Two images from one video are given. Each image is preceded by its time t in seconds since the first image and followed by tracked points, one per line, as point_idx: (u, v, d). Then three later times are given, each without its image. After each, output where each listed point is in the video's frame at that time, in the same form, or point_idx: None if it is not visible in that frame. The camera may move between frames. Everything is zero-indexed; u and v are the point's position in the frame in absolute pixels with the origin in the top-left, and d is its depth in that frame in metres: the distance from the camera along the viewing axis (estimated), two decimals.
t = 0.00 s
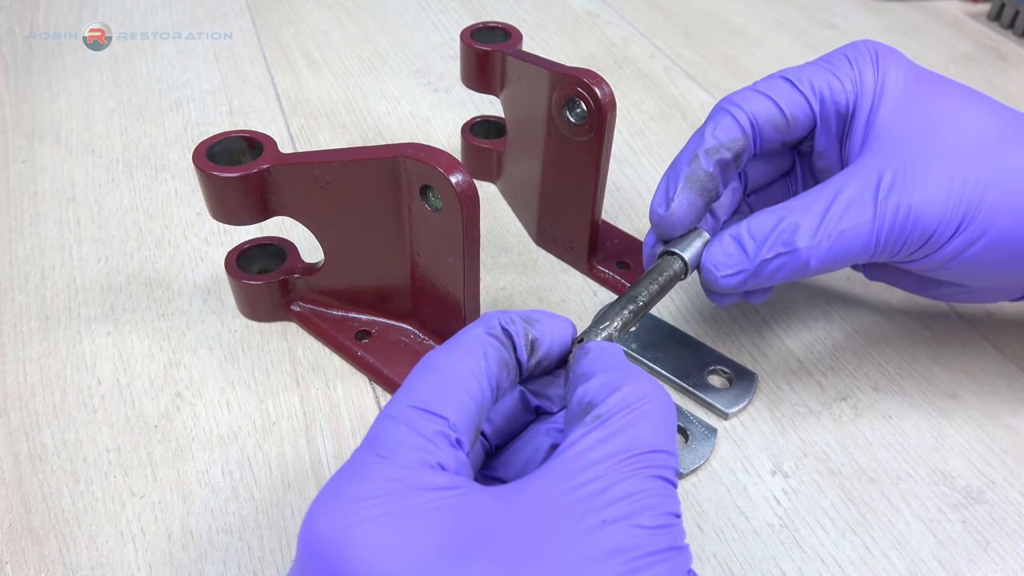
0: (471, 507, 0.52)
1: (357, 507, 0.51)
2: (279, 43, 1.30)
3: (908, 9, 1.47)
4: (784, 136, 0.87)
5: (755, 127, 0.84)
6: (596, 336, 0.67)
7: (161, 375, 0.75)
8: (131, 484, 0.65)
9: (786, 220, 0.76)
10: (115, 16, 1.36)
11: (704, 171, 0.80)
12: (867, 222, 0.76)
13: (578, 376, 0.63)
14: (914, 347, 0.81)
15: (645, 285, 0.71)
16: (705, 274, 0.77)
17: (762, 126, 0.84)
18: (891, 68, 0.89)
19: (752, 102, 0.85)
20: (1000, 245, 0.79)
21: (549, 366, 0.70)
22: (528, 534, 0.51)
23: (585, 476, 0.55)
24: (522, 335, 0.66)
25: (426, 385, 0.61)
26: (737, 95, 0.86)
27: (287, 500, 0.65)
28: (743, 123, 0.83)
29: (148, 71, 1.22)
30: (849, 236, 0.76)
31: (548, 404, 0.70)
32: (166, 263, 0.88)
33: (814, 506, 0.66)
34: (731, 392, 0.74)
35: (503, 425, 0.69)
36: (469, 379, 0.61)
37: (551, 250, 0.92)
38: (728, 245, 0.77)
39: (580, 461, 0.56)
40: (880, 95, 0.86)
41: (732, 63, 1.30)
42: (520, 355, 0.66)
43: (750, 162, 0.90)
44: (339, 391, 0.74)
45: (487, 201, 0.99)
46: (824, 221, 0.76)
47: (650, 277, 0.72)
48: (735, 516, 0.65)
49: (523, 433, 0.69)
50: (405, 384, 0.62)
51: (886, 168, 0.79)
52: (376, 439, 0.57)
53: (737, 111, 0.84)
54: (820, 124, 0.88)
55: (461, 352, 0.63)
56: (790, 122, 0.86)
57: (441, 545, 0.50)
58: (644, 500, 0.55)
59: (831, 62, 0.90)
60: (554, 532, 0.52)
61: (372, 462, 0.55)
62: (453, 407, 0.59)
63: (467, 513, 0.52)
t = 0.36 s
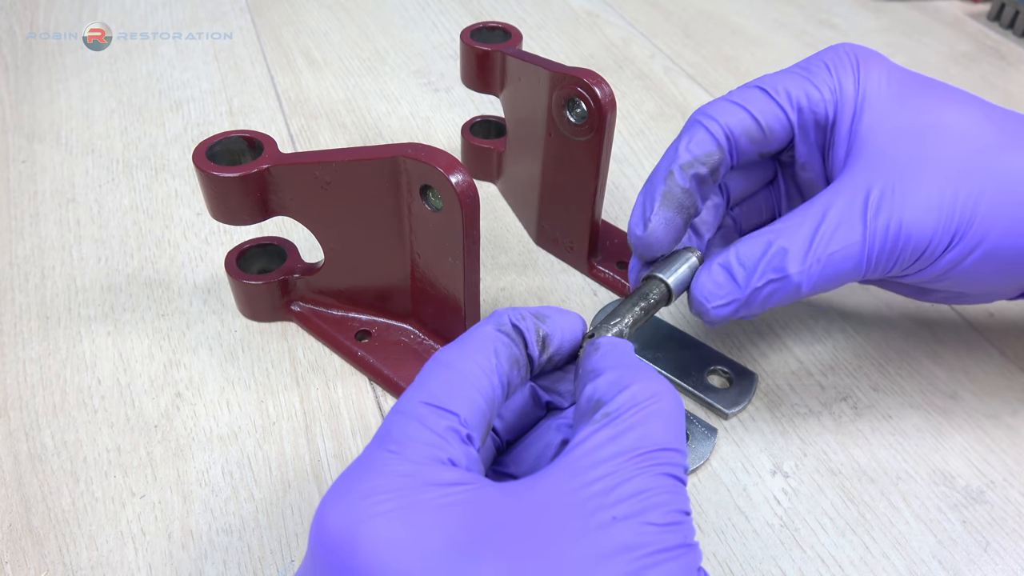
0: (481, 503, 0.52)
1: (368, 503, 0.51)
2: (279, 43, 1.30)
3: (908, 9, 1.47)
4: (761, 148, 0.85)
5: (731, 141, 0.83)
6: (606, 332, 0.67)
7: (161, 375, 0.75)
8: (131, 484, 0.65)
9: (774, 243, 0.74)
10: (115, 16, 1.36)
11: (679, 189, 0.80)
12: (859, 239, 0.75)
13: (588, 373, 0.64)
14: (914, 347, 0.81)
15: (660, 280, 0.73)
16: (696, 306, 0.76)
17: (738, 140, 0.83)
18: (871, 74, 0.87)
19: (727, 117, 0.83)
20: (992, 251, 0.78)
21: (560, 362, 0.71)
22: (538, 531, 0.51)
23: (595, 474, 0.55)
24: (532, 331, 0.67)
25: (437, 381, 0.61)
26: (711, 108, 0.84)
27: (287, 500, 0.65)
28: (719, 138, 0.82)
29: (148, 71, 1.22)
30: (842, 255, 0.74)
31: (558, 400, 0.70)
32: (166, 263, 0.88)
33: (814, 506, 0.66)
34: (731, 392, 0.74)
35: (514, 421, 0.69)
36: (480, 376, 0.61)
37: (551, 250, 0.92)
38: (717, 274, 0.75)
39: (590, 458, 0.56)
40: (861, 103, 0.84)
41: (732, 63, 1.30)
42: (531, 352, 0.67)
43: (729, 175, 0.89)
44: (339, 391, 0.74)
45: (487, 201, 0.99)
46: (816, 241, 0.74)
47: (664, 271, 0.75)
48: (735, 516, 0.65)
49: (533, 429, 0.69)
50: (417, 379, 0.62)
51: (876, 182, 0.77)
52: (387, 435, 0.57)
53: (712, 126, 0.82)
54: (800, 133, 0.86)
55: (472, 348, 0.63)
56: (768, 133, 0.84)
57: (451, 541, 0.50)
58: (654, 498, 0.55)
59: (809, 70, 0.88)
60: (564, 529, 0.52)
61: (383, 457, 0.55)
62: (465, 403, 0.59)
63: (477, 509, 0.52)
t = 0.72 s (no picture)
0: (485, 503, 0.52)
1: (372, 504, 0.51)
2: (279, 43, 1.30)
3: (908, 9, 1.47)
4: (761, 148, 0.84)
5: (728, 137, 0.82)
6: (610, 328, 0.68)
7: (161, 375, 0.75)
8: (131, 484, 0.65)
9: (790, 262, 0.71)
10: (115, 16, 1.36)
11: (675, 185, 0.81)
12: (876, 261, 0.72)
13: (591, 371, 0.64)
14: (914, 347, 0.81)
15: (674, 265, 0.73)
16: (710, 325, 0.74)
17: (735, 137, 0.82)
18: (883, 80, 0.85)
19: (727, 113, 0.82)
20: (1004, 266, 0.76)
21: (564, 360, 0.71)
22: (542, 531, 0.51)
23: (599, 474, 0.55)
24: (535, 328, 0.67)
25: (440, 382, 0.61)
26: (710, 100, 0.84)
27: (287, 500, 0.65)
28: (716, 133, 0.81)
29: (148, 71, 1.22)
30: (859, 278, 0.72)
31: (563, 398, 0.70)
32: (166, 263, 0.88)
33: (814, 506, 0.66)
34: (731, 391, 0.74)
35: (518, 419, 0.69)
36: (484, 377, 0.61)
37: (551, 250, 0.92)
38: (728, 293, 0.72)
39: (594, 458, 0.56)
40: (870, 114, 0.83)
41: (732, 63, 1.30)
42: (534, 350, 0.67)
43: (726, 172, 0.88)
44: (339, 391, 0.74)
45: (487, 201, 0.99)
46: (834, 261, 0.71)
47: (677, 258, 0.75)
48: (735, 516, 0.65)
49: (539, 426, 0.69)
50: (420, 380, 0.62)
51: (892, 199, 0.75)
52: (390, 436, 0.57)
53: (709, 122, 0.82)
54: (802, 136, 0.85)
55: (475, 349, 0.63)
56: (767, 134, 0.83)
57: (455, 542, 0.50)
58: (658, 497, 0.55)
59: (817, 73, 0.86)
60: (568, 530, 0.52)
61: (386, 458, 0.55)
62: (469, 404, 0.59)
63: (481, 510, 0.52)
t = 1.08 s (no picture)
0: (500, 502, 0.52)
1: (386, 500, 0.51)
2: (279, 43, 1.30)
3: (908, 9, 1.47)
4: (757, 163, 0.83)
5: (727, 157, 0.80)
6: (625, 326, 0.68)
7: (161, 375, 0.75)
8: (131, 484, 0.65)
9: (777, 269, 0.71)
10: (115, 16, 1.36)
11: (677, 215, 0.78)
12: (865, 272, 0.73)
13: (605, 369, 0.64)
14: (914, 346, 0.81)
15: (683, 271, 0.73)
16: (685, 317, 0.73)
17: (734, 156, 0.80)
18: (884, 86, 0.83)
19: (727, 131, 0.80)
20: (996, 281, 0.76)
21: (578, 357, 0.70)
22: (556, 530, 0.51)
23: (613, 474, 0.55)
24: (549, 326, 0.66)
25: (453, 379, 0.61)
26: (711, 121, 0.80)
27: (287, 500, 0.65)
28: (716, 156, 0.79)
29: (148, 71, 1.22)
30: (847, 287, 0.72)
31: (576, 395, 0.70)
32: (166, 263, 0.88)
33: (814, 506, 0.66)
34: (731, 391, 0.74)
35: (532, 417, 0.69)
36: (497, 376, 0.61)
37: (551, 250, 0.92)
38: (712, 292, 0.72)
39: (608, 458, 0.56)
40: (867, 125, 0.82)
41: (732, 63, 1.30)
42: (548, 347, 0.66)
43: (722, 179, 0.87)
44: (339, 391, 0.74)
45: (487, 201, 0.99)
46: (824, 273, 0.71)
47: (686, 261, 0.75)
48: (735, 516, 0.65)
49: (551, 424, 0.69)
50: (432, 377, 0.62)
51: (885, 210, 0.75)
52: (404, 433, 0.57)
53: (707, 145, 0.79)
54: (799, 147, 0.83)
55: (489, 347, 0.63)
56: (766, 150, 0.81)
57: (468, 540, 0.50)
58: (672, 498, 0.55)
59: (817, 83, 0.84)
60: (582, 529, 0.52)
61: (400, 455, 0.55)
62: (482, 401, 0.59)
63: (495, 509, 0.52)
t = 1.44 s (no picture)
0: (501, 506, 0.52)
1: (386, 506, 0.51)
2: (279, 43, 1.30)
3: (908, 9, 1.47)
4: (762, 136, 0.84)
5: (731, 130, 0.82)
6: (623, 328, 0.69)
7: (161, 375, 0.75)
8: (131, 484, 0.65)
9: (809, 236, 0.68)
10: (115, 16, 1.36)
11: (682, 178, 0.80)
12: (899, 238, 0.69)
13: (605, 371, 0.63)
14: (914, 346, 0.81)
15: (676, 273, 0.72)
16: (715, 289, 0.71)
17: (739, 129, 0.82)
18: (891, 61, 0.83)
19: (732, 102, 0.82)
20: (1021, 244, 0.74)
21: (575, 359, 0.71)
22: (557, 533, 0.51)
23: (613, 478, 0.55)
24: (548, 328, 0.66)
25: (452, 382, 0.60)
26: (717, 93, 0.83)
27: (287, 500, 0.65)
28: (720, 124, 0.81)
29: (148, 71, 1.22)
30: (882, 254, 0.69)
31: (576, 397, 0.70)
32: (166, 263, 0.88)
33: (814, 506, 0.66)
34: (731, 391, 0.74)
35: (532, 419, 0.69)
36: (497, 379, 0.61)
37: (551, 250, 0.92)
38: (740, 263, 0.70)
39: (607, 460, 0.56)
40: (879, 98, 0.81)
41: (732, 63, 1.30)
42: (547, 350, 0.66)
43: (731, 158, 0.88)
44: (339, 391, 0.74)
45: (487, 201, 0.99)
46: (860, 236, 0.68)
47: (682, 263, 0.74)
48: (735, 516, 0.65)
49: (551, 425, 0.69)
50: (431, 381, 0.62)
51: (912, 170, 0.72)
52: (404, 437, 0.58)
53: (709, 112, 0.82)
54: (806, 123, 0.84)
55: (488, 350, 0.63)
56: (772, 122, 0.83)
57: (471, 544, 0.50)
58: (672, 501, 0.55)
59: (827, 61, 0.85)
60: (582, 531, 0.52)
61: (399, 460, 0.55)
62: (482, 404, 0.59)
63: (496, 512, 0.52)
